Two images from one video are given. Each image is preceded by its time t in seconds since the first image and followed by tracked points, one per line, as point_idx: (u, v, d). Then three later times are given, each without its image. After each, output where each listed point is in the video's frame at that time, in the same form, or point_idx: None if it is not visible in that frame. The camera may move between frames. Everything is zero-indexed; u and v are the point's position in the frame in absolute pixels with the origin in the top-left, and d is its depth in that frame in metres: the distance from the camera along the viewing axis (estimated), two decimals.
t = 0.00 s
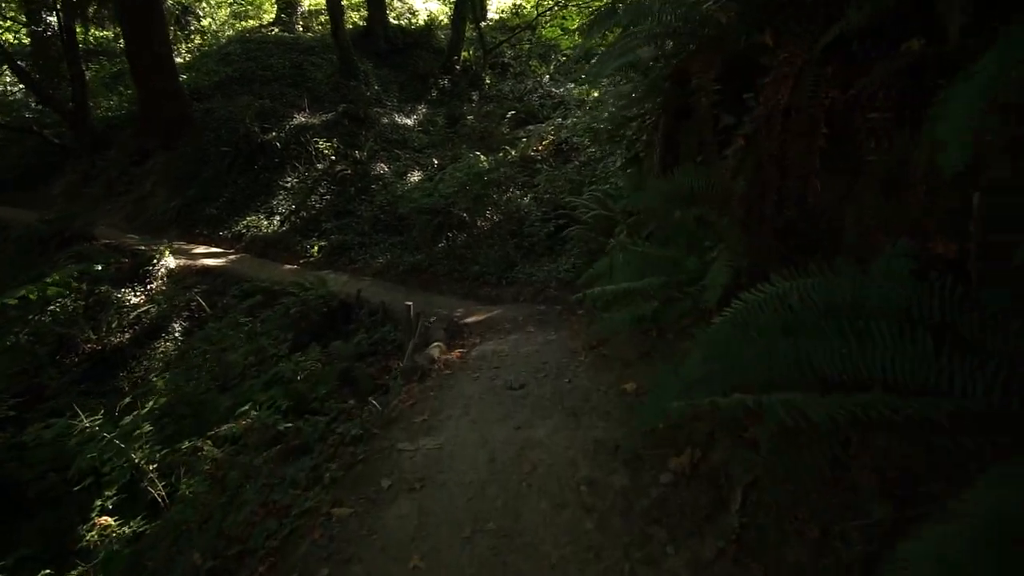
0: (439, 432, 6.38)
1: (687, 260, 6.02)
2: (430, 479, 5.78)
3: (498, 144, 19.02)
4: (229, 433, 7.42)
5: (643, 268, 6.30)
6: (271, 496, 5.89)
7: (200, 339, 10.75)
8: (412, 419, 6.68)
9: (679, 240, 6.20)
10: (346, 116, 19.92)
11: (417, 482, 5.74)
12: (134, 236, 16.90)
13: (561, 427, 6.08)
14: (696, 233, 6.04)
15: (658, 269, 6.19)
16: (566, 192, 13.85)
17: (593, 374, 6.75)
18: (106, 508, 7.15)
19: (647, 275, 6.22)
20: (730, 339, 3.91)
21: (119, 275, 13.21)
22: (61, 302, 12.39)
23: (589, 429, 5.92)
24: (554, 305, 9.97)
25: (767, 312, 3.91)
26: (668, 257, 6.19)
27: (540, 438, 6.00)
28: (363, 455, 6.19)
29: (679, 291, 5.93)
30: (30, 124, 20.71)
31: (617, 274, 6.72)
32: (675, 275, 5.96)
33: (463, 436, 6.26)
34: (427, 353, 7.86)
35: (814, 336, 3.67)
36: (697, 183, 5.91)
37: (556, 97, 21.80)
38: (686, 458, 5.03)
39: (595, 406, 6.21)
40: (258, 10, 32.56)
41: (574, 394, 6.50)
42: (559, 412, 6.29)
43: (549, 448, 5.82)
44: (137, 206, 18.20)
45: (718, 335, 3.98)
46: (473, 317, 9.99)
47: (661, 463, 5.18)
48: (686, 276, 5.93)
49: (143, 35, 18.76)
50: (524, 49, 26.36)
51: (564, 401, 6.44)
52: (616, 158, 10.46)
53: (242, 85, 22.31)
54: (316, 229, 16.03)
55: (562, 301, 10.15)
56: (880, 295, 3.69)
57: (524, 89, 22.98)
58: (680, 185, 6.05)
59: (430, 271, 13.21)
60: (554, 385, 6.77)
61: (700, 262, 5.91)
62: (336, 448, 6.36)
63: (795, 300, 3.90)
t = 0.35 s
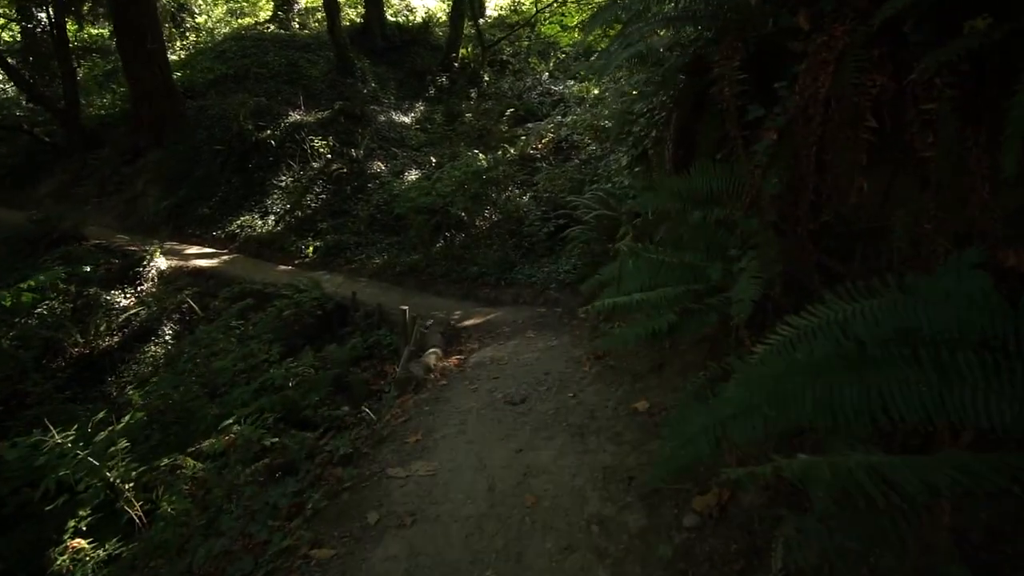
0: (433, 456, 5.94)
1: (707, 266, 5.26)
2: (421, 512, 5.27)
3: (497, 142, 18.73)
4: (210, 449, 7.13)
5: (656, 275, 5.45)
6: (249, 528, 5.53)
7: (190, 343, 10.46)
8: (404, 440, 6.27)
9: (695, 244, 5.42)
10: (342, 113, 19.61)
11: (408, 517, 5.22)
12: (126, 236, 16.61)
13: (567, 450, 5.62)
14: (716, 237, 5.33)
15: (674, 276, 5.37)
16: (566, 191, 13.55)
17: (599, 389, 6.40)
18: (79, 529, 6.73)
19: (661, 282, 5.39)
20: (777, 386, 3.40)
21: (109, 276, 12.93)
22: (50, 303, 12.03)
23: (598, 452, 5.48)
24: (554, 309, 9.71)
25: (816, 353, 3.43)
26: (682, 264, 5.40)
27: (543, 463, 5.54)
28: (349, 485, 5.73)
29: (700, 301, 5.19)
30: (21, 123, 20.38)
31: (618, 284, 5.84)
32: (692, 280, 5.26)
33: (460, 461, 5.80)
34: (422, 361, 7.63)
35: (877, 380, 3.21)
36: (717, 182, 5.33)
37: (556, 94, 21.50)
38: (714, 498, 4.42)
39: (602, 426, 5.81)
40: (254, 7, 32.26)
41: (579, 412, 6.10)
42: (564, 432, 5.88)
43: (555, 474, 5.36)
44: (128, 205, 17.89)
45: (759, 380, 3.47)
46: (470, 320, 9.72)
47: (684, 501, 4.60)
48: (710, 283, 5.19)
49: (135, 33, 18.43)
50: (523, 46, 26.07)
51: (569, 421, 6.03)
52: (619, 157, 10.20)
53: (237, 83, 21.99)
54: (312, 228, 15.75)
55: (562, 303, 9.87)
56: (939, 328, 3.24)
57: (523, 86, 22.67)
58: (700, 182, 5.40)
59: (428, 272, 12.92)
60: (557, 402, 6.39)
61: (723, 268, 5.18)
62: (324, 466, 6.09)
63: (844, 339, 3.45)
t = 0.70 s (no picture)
0: (416, 483, 5.47)
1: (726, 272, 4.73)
2: (400, 551, 4.79)
3: (494, 140, 18.41)
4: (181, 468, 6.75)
5: (670, 281, 4.86)
6: (213, 563, 5.11)
7: (176, 349, 10.14)
8: (386, 462, 5.82)
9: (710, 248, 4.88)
10: (337, 112, 19.28)
11: (383, 558, 4.73)
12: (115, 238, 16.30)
13: (565, 478, 5.12)
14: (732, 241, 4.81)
15: (689, 281, 4.79)
16: (565, 190, 13.21)
17: (600, 405, 5.90)
18: (41, 554, 6.33)
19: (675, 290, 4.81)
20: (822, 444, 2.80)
21: (96, 278, 12.62)
22: (34, 307, 11.71)
23: (598, 481, 4.98)
24: (552, 312, 9.36)
25: (861, 396, 2.82)
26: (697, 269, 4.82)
27: (538, 493, 5.04)
28: (322, 518, 5.25)
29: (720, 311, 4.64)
30: (10, 122, 20.05)
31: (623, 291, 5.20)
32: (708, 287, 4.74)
33: (445, 490, 5.32)
34: (413, 370, 7.29)
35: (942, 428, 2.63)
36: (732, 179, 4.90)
37: (554, 93, 21.19)
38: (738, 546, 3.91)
39: (604, 448, 5.31)
40: (249, 5, 31.95)
41: (579, 431, 5.62)
42: (561, 455, 5.39)
43: (550, 508, 4.85)
44: (119, 206, 17.56)
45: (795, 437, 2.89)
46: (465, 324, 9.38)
47: (699, 546, 4.09)
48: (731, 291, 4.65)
49: (124, 29, 18.10)
50: (522, 44, 25.75)
51: (567, 442, 5.55)
52: (620, 155, 9.89)
53: (230, 81, 21.65)
54: (306, 229, 15.44)
55: (561, 306, 9.54)
56: (995, 340, 2.63)
57: (521, 84, 22.33)
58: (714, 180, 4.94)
59: (424, 274, 12.59)
60: (555, 418, 5.92)
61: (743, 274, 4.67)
62: (300, 490, 5.69)
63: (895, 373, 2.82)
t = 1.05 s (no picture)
0: (399, 521, 5.01)
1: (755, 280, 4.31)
2: None
3: (493, 141, 18.13)
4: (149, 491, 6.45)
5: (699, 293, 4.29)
6: None
7: (164, 355, 9.84)
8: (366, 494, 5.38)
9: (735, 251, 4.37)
10: (334, 111, 18.98)
11: None
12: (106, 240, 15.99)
13: (564, 520, 4.68)
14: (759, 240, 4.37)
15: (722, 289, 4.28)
16: (565, 191, 12.93)
17: (602, 429, 5.53)
18: None
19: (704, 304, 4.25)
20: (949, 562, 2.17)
21: (84, 282, 12.31)
22: (18, 311, 11.39)
23: (602, 525, 4.55)
24: (550, 318, 9.03)
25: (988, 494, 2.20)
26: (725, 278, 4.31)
27: (535, 538, 4.60)
28: (294, 564, 4.81)
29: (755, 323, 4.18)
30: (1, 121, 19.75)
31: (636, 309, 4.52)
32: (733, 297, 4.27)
33: (430, 530, 4.87)
34: (404, 384, 6.95)
35: None
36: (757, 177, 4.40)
37: (554, 92, 20.91)
38: None
39: (607, 485, 4.89)
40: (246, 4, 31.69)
41: (580, 463, 5.20)
42: (560, 490, 4.97)
43: (549, 557, 4.41)
44: (110, 207, 17.25)
45: (920, 558, 2.16)
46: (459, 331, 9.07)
47: None
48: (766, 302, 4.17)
49: (116, 27, 17.80)
50: (521, 43, 25.48)
51: (567, 475, 5.11)
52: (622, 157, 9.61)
53: (225, 80, 21.35)
54: (300, 231, 15.14)
55: (560, 312, 9.22)
56: None
57: (521, 84, 22.04)
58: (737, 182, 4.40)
59: (420, 278, 12.28)
60: (553, 446, 5.50)
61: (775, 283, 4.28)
62: (273, 521, 5.39)
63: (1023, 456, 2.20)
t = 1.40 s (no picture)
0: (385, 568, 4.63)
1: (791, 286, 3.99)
2: None
3: (491, 137, 17.76)
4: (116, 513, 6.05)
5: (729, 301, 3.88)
6: None
7: (150, 358, 9.48)
8: (348, 532, 5.03)
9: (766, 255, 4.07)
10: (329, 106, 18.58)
11: None
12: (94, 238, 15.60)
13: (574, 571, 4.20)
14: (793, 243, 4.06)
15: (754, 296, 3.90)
16: (565, 189, 12.58)
17: (615, 453, 5.07)
18: None
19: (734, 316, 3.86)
20: None
21: (69, 281, 11.95)
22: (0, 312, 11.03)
23: None
24: (551, 320, 8.67)
25: None
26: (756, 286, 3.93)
27: None
28: None
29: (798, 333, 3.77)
30: None
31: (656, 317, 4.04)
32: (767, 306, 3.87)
33: None
34: (396, 394, 6.59)
35: None
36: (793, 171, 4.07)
37: (553, 89, 20.56)
38: None
39: (625, 527, 4.38)
40: None
41: (592, 498, 4.71)
42: (571, 530, 4.50)
43: None
44: (99, 204, 16.85)
45: None
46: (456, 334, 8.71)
47: None
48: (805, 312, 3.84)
49: (106, 19, 17.37)
50: (520, 40, 25.11)
51: (576, 512, 4.63)
52: (627, 153, 9.27)
53: (219, 75, 20.94)
54: (294, 229, 14.77)
55: (561, 314, 8.87)
56: None
57: (520, 80, 21.66)
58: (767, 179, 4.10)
59: (416, 278, 11.92)
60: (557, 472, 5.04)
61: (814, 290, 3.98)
62: (246, 557, 5.12)
63: None
